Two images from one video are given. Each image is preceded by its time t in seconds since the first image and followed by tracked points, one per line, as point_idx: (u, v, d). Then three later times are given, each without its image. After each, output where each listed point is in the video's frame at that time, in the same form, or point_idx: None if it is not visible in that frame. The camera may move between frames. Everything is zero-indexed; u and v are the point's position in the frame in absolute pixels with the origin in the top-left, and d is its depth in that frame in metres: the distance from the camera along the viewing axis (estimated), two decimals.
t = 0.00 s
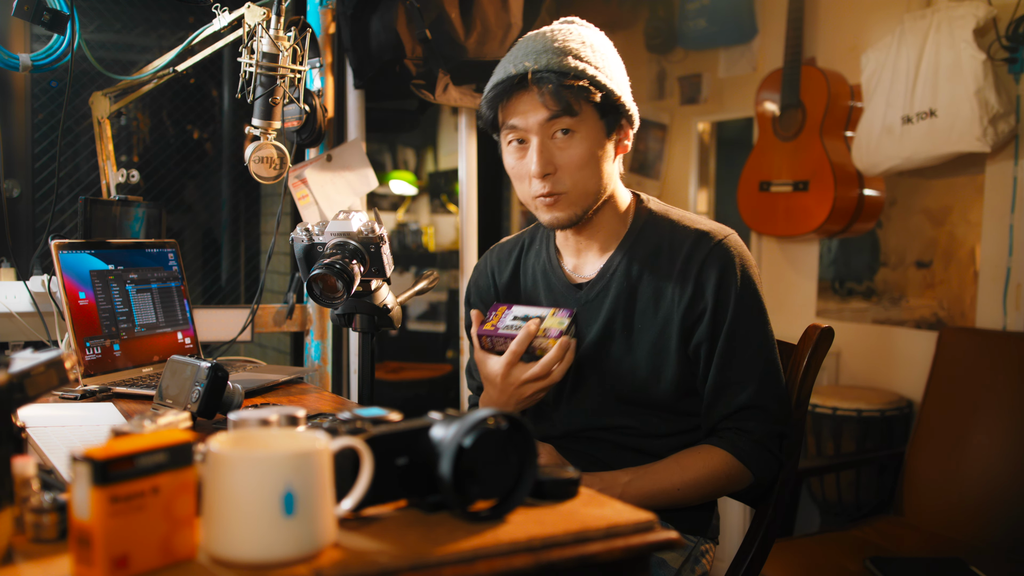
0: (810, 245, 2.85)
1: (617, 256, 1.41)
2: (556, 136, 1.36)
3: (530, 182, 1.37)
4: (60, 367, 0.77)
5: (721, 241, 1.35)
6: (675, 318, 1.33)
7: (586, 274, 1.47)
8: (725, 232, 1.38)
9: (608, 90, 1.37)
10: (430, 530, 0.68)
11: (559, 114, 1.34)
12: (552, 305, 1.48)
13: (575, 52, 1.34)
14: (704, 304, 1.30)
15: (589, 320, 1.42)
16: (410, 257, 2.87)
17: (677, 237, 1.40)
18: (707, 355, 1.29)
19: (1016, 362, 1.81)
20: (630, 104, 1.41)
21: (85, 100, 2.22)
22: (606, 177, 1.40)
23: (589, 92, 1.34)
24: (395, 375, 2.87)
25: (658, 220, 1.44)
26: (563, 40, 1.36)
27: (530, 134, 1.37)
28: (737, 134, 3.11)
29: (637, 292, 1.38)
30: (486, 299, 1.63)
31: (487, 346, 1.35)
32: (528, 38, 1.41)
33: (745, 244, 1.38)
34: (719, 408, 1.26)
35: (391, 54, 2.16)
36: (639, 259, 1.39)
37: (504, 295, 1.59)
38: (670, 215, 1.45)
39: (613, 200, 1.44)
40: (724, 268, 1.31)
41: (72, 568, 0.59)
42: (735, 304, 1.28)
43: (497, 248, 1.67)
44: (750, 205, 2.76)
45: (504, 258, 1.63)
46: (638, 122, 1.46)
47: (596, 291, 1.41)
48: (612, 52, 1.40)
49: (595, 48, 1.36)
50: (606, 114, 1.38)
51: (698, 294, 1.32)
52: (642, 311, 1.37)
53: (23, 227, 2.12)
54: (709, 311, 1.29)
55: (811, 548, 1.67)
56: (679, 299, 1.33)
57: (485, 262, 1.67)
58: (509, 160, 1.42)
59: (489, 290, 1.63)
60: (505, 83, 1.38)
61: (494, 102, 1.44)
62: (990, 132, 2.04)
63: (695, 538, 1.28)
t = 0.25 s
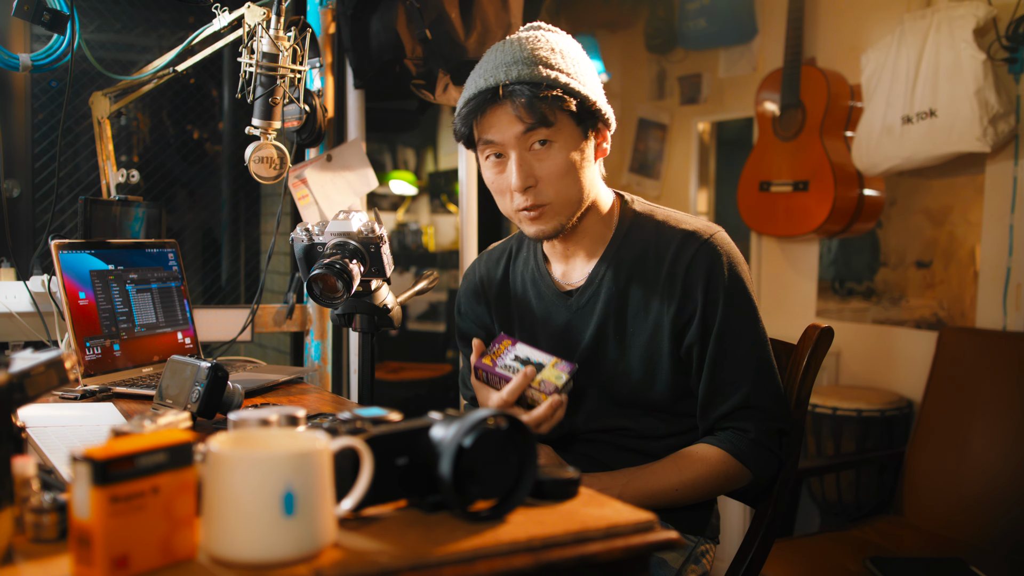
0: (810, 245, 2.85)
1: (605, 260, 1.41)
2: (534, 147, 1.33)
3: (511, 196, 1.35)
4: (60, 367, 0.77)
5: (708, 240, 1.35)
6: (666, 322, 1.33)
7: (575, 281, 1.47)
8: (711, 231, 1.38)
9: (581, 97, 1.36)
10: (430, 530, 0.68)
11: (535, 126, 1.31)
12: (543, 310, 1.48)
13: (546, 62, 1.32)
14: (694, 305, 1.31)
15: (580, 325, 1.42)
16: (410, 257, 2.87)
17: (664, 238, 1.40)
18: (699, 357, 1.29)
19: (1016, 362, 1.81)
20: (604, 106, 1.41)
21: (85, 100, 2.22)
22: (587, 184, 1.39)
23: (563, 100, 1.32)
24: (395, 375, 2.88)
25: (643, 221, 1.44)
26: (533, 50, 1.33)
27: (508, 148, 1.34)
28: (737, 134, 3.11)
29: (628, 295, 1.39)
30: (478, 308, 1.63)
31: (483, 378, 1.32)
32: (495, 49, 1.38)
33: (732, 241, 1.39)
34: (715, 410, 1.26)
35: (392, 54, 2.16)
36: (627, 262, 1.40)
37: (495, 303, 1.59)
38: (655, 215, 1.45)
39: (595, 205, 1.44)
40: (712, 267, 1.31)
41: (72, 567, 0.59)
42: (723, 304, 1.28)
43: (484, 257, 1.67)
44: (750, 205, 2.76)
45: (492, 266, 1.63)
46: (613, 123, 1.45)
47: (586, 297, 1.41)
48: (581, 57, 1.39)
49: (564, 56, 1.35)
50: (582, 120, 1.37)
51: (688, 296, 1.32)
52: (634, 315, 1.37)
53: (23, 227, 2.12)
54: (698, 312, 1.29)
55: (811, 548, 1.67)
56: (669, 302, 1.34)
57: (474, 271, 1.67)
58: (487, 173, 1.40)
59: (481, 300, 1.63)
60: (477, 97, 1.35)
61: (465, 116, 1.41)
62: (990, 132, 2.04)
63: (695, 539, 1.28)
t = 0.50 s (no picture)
0: (810, 244, 2.85)
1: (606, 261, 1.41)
2: (525, 153, 1.31)
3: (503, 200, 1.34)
4: (60, 367, 0.77)
5: (709, 241, 1.35)
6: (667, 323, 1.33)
7: (575, 282, 1.46)
8: (712, 231, 1.38)
9: (576, 101, 1.33)
10: (430, 530, 0.68)
11: (526, 131, 1.29)
12: (544, 311, 1.48)
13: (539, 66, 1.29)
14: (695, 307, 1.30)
15: (581, 326, 1.42)
16: (410, 257, 2.87)
17: (665, 238, 1.40)
18: (701, 358, 1.29)
19: (1016, 362, 1.81)
20: (600, 109, 1.38)
21: (85, 100, 2.22)
22: (580, 187, 1.37)
23: (555, 105, 1.30)
24: (395, 375, 2.87)
25: (644, 222, 1.44)
26: (526, 54, 1.30)
27: (499, 153, 1.32)
28: (737, 134, 3.11)
29: (629, 296, 1.39)
30: (478, 308, 1.63)
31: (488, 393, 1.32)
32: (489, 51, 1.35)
33: (733, 241, 1.38)
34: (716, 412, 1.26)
35: (392, 54, 2.16)
36: (628, 263, 1.39)
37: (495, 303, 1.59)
38: (656, 215, 1.45)
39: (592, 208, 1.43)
40: (712, 269, 1.30)
41: (72, 567, 0.59)
42: (725, 305, 1.27)
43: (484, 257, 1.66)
44: (750, 205, 2.76)
45: (490, 268, 1.63)
46: (610, 125, 1.42)
47: (587, 298, 1.41)
48: (577, 58, 1.36)
49: (559, 59, 1.32)
50: (575, 124, 1.34)
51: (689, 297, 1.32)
52: (636, 315, 1.37)
53: (23, 227, 2.12)
54: (699, 314, 1.29)
55: (811, 548, 1.67)
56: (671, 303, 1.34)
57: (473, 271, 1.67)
58: (480, 176, 1.39)
59: (481, 299, 1.63)
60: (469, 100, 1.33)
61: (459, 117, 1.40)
62: (990, 132, 2.04)
63: (695, 539, 1.28)
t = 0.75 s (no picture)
0: (810, 244, 2.85)
1: (617, 258, 1.41)
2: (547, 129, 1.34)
3: (518, 173, 1.36)
4: (60, 367, 0.77)
5: (721, 242, 1.34)
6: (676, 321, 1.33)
7: (585, 278, 1.46)
8: (725, 233, 1.37)
9: (603, 86, 1.35)
10: (430, 530, 0.68)
11: (551, 108, 1.32)
12: (551, 306, 1.48)
13: (570, 46, 1.34)
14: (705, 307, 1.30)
15: (588, 322, 1.42)
16: (410, 257, 2.87)
17: (677, 237, 1.39)
18: (708, 358, 1.29)
19: (1016, 362, 1.81)
20: (627, 101, 1.39)
21: (85, 100, 2.22)
22: (598, 173, 1.38)
23: (581, 86, 1.33)
24: (395, 375, 2.88)
25: (657, 221, 1.44)
26: (561, 36, 1.36)
27: (521, 126, 1.35)
28: (737, 134, 3.11)
29: (637, 294, 1.39)
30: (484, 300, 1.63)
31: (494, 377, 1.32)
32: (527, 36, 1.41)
33: (744, 243, 1.38)
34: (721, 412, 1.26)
35: (391, 54, 2.16)
36: (639, 260, 1.39)
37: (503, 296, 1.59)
38: (668, 215, 1.45)
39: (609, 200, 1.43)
40: (724, 269, 1.30)
41: (72, 567, 0.59)
42: (736, 306, 1.27)
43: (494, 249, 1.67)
44: (750, 205, 2.76)
45: (500, 260, 1.63)
46: (637, 122, 1.44)
47: (595, 294, 1.41)
48: (611, 49, 1.39)
49: (592, 45, 1.36)
50: (600, 109, 1.36)
51: (699, 296, 1.31)
52: (643, 313, 1.37)
53: (23, 226, 2.12)
54: (709, 313, 1.28)
55: (811, 548, 1.67)
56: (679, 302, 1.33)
57: (483, 263, 1.67)
58: (501, 152, 1.41)
59: (488, 292, 1.63)
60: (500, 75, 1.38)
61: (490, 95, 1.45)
62: (990, 132, 2.04)
63: (695, 540, 1.29)
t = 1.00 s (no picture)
0: (810, 244, 2.85)
1: (628, 254, 1.41)
2: (582, 113, 1.37)
3: (547, 152, 1.38)
4: (60, 367, 0.77)
5: (735, 245, 1.33)
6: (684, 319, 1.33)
7: (596, 271, 1.46)
8: (739, 236, 1.37)
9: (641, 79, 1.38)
10: (430, 530, 0.68)
11: (589, 92, 1.36)
12: (559, 301, 1.48)
13: (614, 35, 1.37)
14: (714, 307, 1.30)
15: (596, 318, 1.42)
16: (410, 256, 2.87)
17: (690, 238, 1.39)
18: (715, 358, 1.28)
19: (1016, 363, 1.81)
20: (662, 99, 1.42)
21: (85, 100, 2.22)
22: (626, 165, 1.40)
23: (620, 75, 1.36)
24: (395, 375, 2.88)
25: (671, 221, 1.43)
26: (606, 25, 1.39)
27: (557, 107, 1.38)
28: (737, 134, 3.12)
29: (646, 291, 1.38)
30: (494, 291, 1.63)
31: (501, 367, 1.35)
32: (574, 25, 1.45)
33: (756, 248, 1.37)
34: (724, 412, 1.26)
35: (391, 54, 2.16)
36: (650, 258, 1.39)
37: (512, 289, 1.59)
38: (684, 216, 1.44)
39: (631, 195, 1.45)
40: (737, 272, 1.29)
41: (72, 567, 0.59)
42: (748, 308, 1.27)
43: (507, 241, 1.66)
44: (750, 204, 2.76)
45: (512, 252, 1.63)
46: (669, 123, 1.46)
47: (604, 289, 1.41)
48: (653, 46, 1.43)
49: (638, 39, 1.40)
50: (634, 102, 1.39)
51: (709, 296, 1.31)
52: (651, 310, 1.37)
53: (23, 226, 2.12)
54: (719, 314, 1.28)
55: (811, 548, 1.67)
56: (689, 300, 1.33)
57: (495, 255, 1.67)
58: (532, 133, 1.44)
59: (498, 284, 1.63)
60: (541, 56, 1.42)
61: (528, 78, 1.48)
62: (990, 132, 2.04)
63: (695, 540, 1.29)
